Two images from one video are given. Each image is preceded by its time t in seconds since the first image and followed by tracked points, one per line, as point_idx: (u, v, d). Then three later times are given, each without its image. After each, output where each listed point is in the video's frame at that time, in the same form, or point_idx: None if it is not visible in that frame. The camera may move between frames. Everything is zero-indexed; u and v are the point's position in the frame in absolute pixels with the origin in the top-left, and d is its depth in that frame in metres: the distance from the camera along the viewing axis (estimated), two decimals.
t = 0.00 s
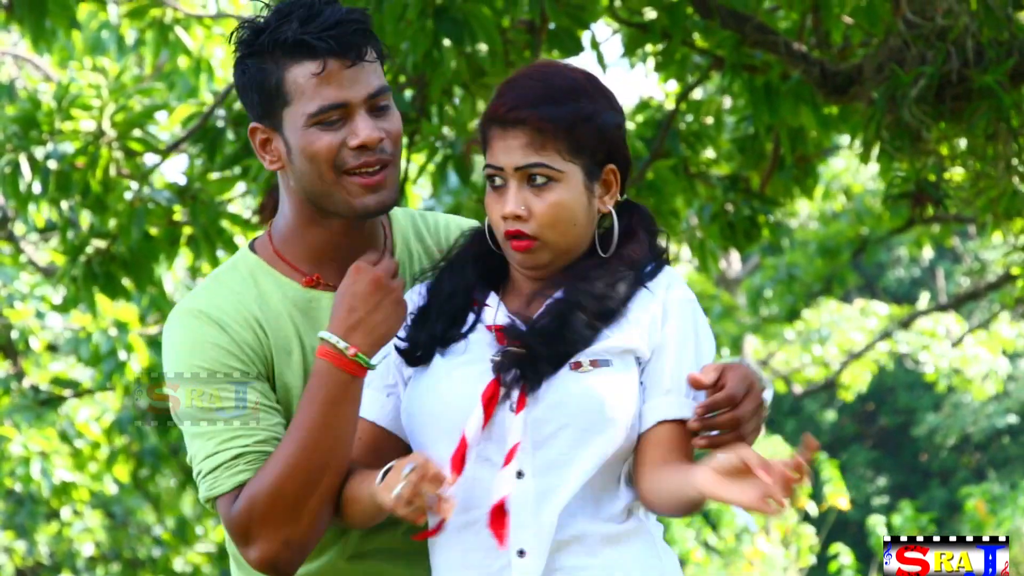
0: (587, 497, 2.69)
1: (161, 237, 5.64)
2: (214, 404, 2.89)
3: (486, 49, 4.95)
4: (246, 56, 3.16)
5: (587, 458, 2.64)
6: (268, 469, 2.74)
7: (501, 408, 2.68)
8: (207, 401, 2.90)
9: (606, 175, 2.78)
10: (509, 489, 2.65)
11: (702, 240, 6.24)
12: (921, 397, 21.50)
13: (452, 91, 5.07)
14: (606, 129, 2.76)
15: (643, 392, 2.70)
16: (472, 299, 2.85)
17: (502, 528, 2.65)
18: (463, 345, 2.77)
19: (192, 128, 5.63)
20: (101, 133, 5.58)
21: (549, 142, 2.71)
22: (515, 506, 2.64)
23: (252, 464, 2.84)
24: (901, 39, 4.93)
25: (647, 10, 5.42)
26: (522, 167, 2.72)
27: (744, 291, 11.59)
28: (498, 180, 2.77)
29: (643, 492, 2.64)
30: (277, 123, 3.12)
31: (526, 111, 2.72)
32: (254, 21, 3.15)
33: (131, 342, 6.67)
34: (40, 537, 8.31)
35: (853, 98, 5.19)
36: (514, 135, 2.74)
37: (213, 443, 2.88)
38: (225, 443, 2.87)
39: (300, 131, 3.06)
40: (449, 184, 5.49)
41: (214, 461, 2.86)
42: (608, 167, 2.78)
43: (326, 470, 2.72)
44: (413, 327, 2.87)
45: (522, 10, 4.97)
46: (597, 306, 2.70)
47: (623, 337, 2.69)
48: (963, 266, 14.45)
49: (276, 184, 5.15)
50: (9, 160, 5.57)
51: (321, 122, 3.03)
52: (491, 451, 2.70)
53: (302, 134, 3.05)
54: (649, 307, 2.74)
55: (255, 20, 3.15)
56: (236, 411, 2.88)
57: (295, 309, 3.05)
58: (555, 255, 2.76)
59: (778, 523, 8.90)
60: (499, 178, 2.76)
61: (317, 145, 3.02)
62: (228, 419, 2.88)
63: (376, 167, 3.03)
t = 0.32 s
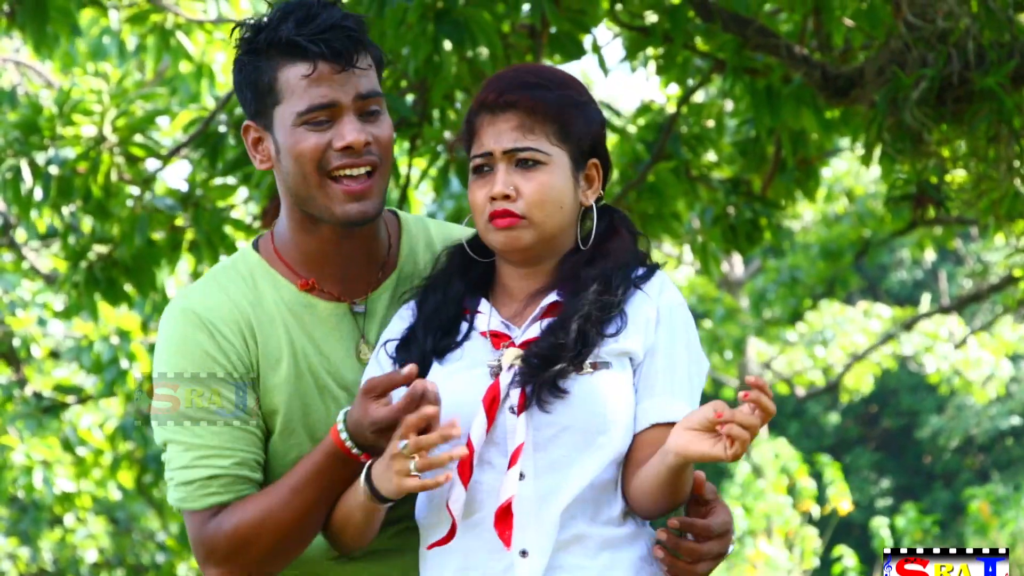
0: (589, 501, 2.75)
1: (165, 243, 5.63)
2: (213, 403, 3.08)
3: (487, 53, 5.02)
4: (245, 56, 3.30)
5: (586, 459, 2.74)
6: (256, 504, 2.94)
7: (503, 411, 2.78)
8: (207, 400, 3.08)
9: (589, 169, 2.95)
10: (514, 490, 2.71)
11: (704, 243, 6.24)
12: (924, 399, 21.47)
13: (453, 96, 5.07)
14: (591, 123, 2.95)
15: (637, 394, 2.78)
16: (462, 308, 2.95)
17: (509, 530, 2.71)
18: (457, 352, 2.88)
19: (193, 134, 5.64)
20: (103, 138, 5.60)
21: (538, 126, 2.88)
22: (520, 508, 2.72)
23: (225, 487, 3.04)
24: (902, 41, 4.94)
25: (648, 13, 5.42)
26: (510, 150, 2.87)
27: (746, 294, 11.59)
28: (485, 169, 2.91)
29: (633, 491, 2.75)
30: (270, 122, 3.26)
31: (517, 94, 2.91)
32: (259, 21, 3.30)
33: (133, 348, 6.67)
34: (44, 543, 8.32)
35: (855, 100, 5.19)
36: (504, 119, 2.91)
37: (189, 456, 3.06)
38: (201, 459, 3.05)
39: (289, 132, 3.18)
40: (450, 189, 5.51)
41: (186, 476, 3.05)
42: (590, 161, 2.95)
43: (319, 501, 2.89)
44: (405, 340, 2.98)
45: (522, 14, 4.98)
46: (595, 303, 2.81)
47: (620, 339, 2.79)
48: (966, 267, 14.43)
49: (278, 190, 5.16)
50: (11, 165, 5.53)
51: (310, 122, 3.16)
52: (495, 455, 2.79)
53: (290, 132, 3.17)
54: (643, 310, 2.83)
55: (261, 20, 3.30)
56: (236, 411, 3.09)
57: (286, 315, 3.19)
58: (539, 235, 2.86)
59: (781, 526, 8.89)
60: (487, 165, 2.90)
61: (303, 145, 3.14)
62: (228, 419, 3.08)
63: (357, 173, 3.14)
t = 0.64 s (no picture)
0: (584, 495, 2.75)
1: (166, 244, 5.64)
2: (213, 403, 3.09)
3: (486, 52, 5.04)
4: (263, 43, 3.36)
5: (579, 454, 2.73)
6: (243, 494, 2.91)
7: (492, 410, 2.77)
8: (207, 400, 3.09)
9: (579, 167, 2.96)
10: (509, 488, 2.71)
11: (705, 240, 6.25)
12: (927, 395, 21.47)
13: (453, 94, 5.05)
14: (582, 122, 2.96)
15: (628, 383, 2.78)
16: (451, 310, 2.95)
17: (505, 529, 2.70)
18: (446, 355, 2.88)
19: (194, 135, 5.64)
20: (103, 139, 5.60)
21: (528, 121, 2.90)
22: (516, 505, 2.72)
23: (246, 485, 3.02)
24: (902, 37, 4.93)
25: (647, 11, 5.42)
26: (500, 146, 2.88)
27: (748, 291, 11.59)
28: (475, 162, 2.92)
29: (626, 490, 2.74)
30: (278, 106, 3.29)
31: (511, 90, 2.92)
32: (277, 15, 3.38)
33: (136, 350, 6.67)
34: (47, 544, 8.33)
35: (855, 97, 5.20)
36: (494, 114, 2.92)
37: (205, 461, 3.06)
38: (216, 463, 3.05)
39: (294, 108, 3.21)
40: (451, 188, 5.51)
41: (205, 482, 3.04)
42: (581, 158, 2.96)
43: (297, 491, 2.85)
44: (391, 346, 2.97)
45: (521, 13, 4.98)
46: (581, 297, 2.81)
47: (605, 330, 2.79)
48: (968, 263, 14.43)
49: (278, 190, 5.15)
50: (12, 168, 5.51)
51: (314, 97, 3.19)
52: (487, 453, 2.78)
53: (295, 108, 3.20)
54: (628, 296, 2.83)
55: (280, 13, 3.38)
56: (236, 410, 3.08)
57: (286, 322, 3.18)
58: (525, 228, 2.87)
59: (784, 523, 8.90)
60: (476, 159, 2.91)
61: (305, 120, 3.17)
62: (228, 417, 3.08)
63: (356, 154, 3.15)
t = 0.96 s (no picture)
0: (597, 502, 2.74)
1: (171, 241, 5.65)
2: (213, 404, 2.91)
3: (492, 49, 5.05)
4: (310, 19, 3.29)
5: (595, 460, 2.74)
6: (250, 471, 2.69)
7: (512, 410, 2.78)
8: (208, 401, 2.93)
9: (586, 150, 3.00)
10: (516, 493, 2.71)
11: (710, 237, 6.25)
12: (932, 392, 21.45)
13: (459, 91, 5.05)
14: (582, 106, 3.04)
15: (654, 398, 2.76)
16: (478, 300, 2.95)
17: (512, 533, 2.69)
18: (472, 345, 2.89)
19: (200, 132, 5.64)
20: (109, 137, 5.60)
21: (529, 100, 2.99)
22: (527, 509, 2.71)
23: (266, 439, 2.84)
24: (907, 34, 4.92)
25: (653, 7, 5.42)
26: (505, 126, 2.96)
27: (753, 288, 11.59)
28: (484, 149, 2.98)
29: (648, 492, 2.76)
30: (313, 90, 3.26)
31: (512, 78, 3.03)
32: None
33: (141, 346, 6.68)
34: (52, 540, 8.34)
35: (860, 93, 5.15)
36: (494, 102, 3.02)
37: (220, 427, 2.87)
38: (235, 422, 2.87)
39: (329, 107, 3.18)
40: (457, 184, 5.51)
41: (219, 431, 2.87)
42: (587, 141, 3.01)
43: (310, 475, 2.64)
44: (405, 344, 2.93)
45: (527, 9, 4.99)
46: (617, 302, 2.81)
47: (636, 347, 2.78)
48: (974, 260, 14.42)
49: (284, 187, 5.14)
50: (19, 165, 5.58)
51: (353, 103, 3.16)
52: (505, 452, 2.81)
53: (331, 108, 3.18)
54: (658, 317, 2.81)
55: None
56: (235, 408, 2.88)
57: (304, 300, 3.12)
58: (544, 198, 2.87)
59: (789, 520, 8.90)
60: (484, 148, 2.98)
61: (337, 123, 3.15)
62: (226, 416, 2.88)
63: (387, 168, 3.14)
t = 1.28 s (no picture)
0: (618, 525, 2.83)
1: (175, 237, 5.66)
2: (214, 404, 3.00)
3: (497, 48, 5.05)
4: (325, 26, 3.45)
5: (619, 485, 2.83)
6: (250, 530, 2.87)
7: (535, 431, 2.80)
8: (207, 401, 3.02)
9: (609, 164, 3.02)
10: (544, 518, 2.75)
11: (714, 235, 6.26)
12: (935, 393, 21.42)
13: (464, 91, 5.05)
14: (610, 119, 3.09)
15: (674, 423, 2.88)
16: (492, 309, 2.96)
17: (534, 560, 2.75)
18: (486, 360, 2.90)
19: (205, 129, 5.65)
20: (115, 133, 5.56)
21: (559, 99, 3.06)
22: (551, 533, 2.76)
23: (242, 472, 2.95)
24: (913, 34, 4.89)
25: (659, 6, 5.42)
26: (536, 117, 3.01)
27: (757, 287, 11.58)
28: (510, 139, 3.00)
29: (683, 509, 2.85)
30: (347, 88, 3.35)
31: (541, 79, 3.10)
32: None
33: (145, 341, 6.68)
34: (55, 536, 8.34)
35: (865, 93, 5.07)
36: (527, 96, 3.07)
37: (211, 438, 2.99)
38: (223, 441, 2.98)
39: (380, 95, 3.30)
40: (462, 184, 5.52)
41: (205, 459, 2.97)
42: (611, 155, 3.03)
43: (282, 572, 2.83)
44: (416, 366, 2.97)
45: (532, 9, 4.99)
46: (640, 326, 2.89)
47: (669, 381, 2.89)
48: (978, 261, 14.39)
49: (288, 185, 5.12)
50: (24, 162, 5.63)
51: (404, 89, 3.29)
52: (525, 474, 2.83)
53: (382, 97, 3.29)
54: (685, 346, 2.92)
55: None
56: (236, 411, 3.00)
57: (318, 308, 3.23)
58: (571, 185, 2.88)
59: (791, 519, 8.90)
60: (511, 136, 3.00)
61: (396, 109, 3.26)
62: (228, 418, 2.99)
63: (438, 150, 3.27)
